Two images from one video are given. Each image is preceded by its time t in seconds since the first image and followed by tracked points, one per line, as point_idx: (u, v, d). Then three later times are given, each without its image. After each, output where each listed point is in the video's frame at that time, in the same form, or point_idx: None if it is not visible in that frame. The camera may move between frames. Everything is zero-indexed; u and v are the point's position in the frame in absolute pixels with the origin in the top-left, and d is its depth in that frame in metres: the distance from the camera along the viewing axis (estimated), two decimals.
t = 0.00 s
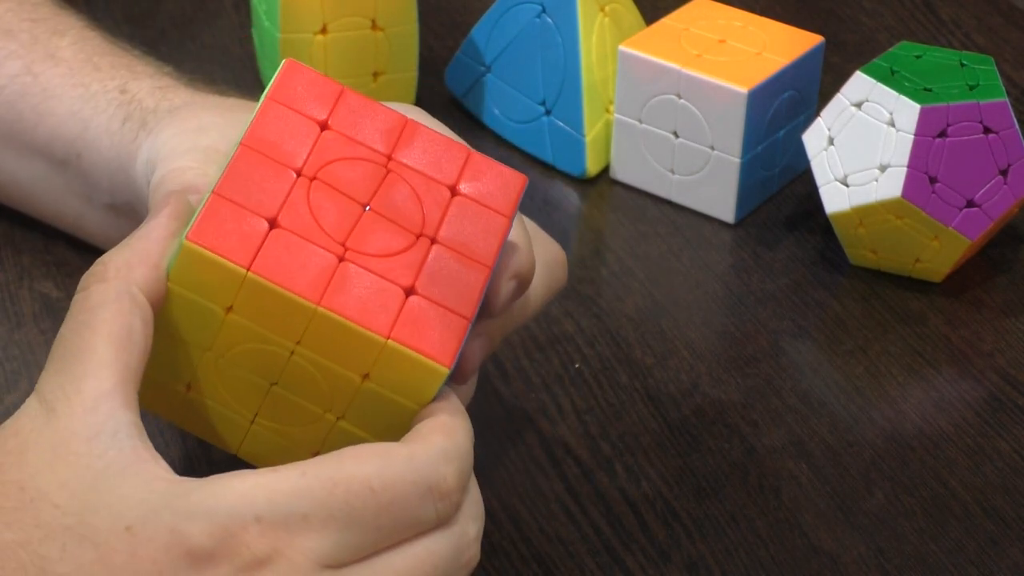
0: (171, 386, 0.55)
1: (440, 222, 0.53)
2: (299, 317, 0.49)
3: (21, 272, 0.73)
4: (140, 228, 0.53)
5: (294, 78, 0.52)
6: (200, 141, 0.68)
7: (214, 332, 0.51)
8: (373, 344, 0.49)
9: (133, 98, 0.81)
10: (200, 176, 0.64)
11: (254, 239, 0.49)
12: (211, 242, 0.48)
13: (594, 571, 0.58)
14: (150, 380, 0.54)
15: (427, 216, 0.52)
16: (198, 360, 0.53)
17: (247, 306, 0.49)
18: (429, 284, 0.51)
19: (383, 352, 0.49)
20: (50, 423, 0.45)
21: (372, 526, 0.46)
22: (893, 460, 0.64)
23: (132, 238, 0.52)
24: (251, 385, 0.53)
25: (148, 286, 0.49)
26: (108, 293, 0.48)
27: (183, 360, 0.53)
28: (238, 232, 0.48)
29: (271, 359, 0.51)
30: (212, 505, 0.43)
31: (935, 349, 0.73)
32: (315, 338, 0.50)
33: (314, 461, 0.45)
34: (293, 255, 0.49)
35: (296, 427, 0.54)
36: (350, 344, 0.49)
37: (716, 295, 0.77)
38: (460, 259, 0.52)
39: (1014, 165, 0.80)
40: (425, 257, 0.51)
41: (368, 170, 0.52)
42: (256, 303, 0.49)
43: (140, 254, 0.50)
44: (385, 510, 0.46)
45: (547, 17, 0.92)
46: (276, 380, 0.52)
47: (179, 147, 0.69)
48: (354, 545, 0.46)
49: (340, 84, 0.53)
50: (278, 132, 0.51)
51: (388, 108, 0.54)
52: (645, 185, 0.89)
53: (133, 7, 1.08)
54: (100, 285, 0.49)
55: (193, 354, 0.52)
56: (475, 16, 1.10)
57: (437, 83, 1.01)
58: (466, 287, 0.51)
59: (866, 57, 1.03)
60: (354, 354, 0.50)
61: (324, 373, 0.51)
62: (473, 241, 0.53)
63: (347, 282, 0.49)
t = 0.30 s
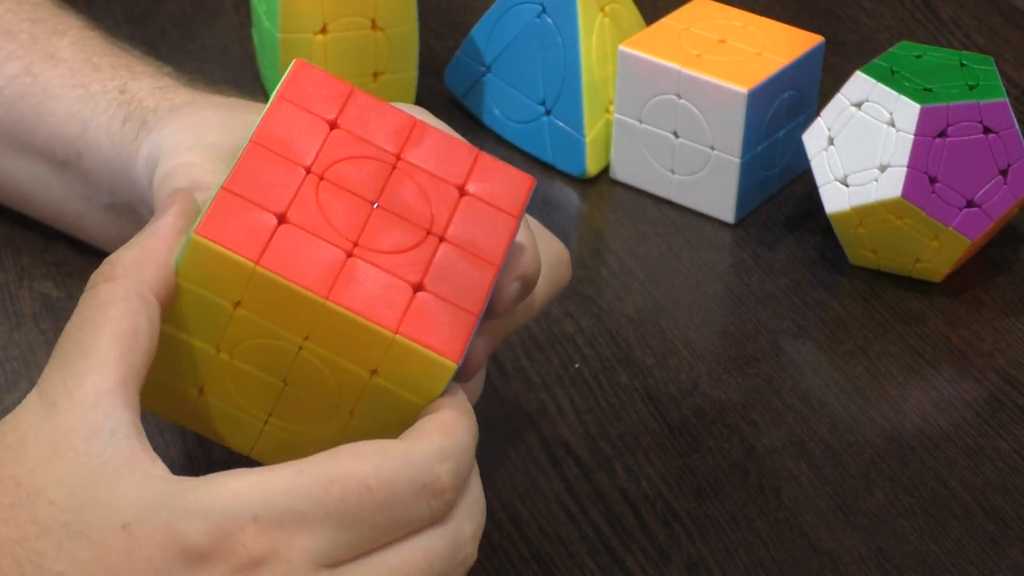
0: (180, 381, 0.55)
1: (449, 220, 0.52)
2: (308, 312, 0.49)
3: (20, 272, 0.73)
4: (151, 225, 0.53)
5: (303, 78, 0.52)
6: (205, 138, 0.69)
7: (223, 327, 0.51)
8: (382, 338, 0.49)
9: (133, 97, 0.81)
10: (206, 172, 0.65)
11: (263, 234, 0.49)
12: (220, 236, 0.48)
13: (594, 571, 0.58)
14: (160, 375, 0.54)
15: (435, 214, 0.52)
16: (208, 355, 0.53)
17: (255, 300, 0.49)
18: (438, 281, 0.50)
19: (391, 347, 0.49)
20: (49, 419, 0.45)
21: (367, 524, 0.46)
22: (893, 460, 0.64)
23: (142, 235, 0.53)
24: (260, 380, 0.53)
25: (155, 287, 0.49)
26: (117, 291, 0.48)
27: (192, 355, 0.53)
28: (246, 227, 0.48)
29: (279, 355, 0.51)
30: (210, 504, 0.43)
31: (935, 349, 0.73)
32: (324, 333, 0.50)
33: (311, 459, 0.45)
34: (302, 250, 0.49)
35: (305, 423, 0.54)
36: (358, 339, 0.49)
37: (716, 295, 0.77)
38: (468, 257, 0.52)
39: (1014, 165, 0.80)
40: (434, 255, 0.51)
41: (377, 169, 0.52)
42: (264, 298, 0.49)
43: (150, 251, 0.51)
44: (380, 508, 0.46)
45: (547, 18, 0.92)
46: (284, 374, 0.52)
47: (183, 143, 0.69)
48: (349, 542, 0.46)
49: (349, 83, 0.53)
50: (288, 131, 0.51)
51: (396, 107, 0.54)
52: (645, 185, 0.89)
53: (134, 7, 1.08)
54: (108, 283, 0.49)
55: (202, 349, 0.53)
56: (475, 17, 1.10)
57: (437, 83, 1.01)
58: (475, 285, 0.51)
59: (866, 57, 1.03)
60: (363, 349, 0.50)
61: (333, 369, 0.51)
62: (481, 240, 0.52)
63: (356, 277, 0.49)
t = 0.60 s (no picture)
0: (195, 392, 0.55)
1: (468, 236, 0.52)
2: (327, 330, 0.49)
3: (20, 272, 0.73)
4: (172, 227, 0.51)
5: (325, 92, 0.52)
6: (219, 136, 0.68)
7: (241, 342, 0.51)
8: (400, 356, 0.49)
9: (137, 96, 0.81)
10: (232, 179, 0.63)
11: (285, 251, 0.48)
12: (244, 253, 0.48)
13: (594, 572, 0.58)
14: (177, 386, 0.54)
15: (454, 231, 0.52)
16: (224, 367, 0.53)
17: (275, 316, 0.49)
18: (456, 299, 0.51)
19: (411, 365, 0.49)
20: (59, 428, 0.44)
21: (378, 539, 0.46)
22: (893, 460, 0.64)
23: (164, 241, 0.51)
24: (275, 394, 0.53)
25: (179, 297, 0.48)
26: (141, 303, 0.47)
27: (209, 367, 0.53)
28: (267, 243, 0.48)
29: (296, 370, 0.51)
30: (222, 518, 0.43)
31: (935, 349, 0.73)
32: (343, 350, 0.50)
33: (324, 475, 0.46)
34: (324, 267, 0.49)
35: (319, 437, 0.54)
36: (377, 356, 0.49)
37: (716, 295, 0.77)
38: (487, 274, 0.52)
39: (1014, 165, 0.80)
40: (452, 272, 0.51)
41: (397, 184, 0.52)
42: (284, 315, 0.49)
43: (174, 258, 0.49)
44: (392, 524, 0.47)
45: (547, 18, 0.92)
46: (301, 389, 0.52)
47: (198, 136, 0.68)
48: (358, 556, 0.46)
49: (370, 96, 0.53)
50: (308, 144, 0.51)
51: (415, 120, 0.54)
52: (646, 185, 0.89)
53: (134, 7, 1.08)
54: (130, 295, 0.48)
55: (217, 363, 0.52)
56: (475, 17, 1.10)
57: (437, 83, 1.01)
58: (492, 302, 0.51)
59: (866, 57, 1.03)
60: (381, 366, 0.50)
61: (350, 384, 0.51)
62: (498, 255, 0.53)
63: (376, 294, 0.49)
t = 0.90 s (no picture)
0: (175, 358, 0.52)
1: (465, 213, 0.52)
2: (312, 289, 0.47)
3: (21, 272, 0.73)
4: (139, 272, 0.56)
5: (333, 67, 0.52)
6: (230, 105, 0.67)
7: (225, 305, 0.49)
8: (387, 316, 0.47)
9: (152, 87, 0.81)
10: (234, 146, 0.61)
11: (280, 206, 0.47)
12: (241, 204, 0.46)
13: (595, 571, 0.58)
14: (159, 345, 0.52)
15: (452, 206, 0.52)
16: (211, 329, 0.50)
17: (266, 270, 0.47)
18: (451, 268, 0.49)
19: (398, 328, 0.47)
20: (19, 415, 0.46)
21: (350, 489, 0.46)
22: (893, 460, 0.64)
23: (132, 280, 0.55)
24: (256, 363, 0.51)
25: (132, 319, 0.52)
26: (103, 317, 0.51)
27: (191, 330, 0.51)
28: (265, 196, 0.46)
29: (281, 336, 0.49)
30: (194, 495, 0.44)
31: (935, 349, 0.73)
32: (330, 311, 0.47)
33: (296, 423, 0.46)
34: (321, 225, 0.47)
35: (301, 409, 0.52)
36: (362, 321, 0.47)
37: (717, 295, 0.77)
38: (483, 249, 0.51)
39: (1014, 165, 0.80)
40: (448, 242, 0.50)
41: (397, 157, 0.52)
42: (272, 270, 0.47)
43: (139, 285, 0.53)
44: (362, 469, 0.46)
45: (547, 17, 0.92)
46: (282, 359, 0.50)
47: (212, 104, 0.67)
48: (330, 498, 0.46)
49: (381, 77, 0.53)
50: (316, 112, 0.50)
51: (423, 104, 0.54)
52: (646, 185, 0.89)
53: (134, 8, 1.08)
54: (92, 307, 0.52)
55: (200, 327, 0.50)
56: (475, 17, 1.10)
57: (437, 83, 1.01)
58: (484, 276, 0.50)
59: (866, 57, 1.03)
60: (366, 331, 0.48)
61: (334, 352, 0.49)
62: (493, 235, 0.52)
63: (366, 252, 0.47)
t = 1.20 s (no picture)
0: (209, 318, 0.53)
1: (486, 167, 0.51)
2: (375, 195, 0.53)
3: (21, 272, 0.73)
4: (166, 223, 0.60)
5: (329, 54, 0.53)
6: (230, 102, 0.67)
7: (283, 217, 0.53)
8: (450, 217, 0.53)
9: (153, 86, 0.82)
10: (233, 138, 0.63)
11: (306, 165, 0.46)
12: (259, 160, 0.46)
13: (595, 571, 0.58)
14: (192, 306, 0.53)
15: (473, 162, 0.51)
16: (257, 268, 0.53)
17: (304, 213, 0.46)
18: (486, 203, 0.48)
19: (461, 220, 0.53)
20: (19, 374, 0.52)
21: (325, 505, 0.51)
22: (893, 460, 0.64)
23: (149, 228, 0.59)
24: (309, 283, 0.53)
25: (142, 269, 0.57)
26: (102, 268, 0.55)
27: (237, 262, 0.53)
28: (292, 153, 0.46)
29: (340, 247, 0.53)
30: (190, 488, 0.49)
31: (935, 349, 0.73)
32: (392, 211, 0.53)
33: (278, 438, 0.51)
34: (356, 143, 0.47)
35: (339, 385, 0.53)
36: (425, 218, 0.53)
37: (717, 295, 0.77)
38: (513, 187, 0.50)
39: (1014, 165, 0.80)
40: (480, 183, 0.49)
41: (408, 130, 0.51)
42: (336, 166, 0.53)
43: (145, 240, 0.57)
44: (332, 484, 0.51)
45: (546, 17, 0.92)
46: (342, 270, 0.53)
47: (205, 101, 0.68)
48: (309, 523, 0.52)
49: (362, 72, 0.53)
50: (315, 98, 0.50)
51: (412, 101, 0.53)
52: (645, 185, 0.89)
53: (135, 8, 1.08)
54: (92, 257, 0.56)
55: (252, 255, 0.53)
56: (475, 17, 1.10)
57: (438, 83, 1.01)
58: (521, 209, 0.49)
59: (866, 57, 1.03)
60: (428, 229, 0.53)
61: (395, 258, 0.53)
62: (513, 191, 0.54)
63: (410, 209, 0.53)
